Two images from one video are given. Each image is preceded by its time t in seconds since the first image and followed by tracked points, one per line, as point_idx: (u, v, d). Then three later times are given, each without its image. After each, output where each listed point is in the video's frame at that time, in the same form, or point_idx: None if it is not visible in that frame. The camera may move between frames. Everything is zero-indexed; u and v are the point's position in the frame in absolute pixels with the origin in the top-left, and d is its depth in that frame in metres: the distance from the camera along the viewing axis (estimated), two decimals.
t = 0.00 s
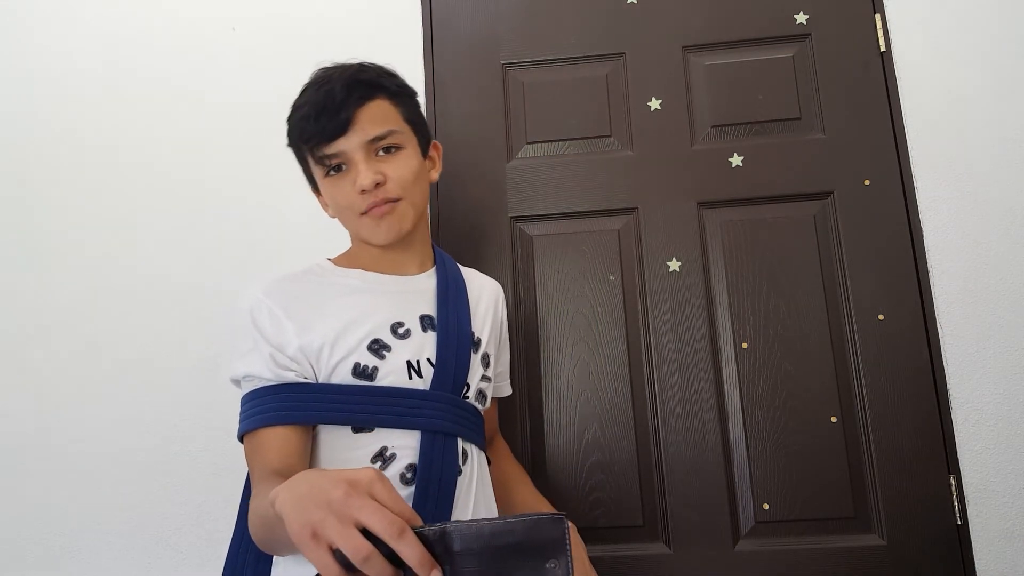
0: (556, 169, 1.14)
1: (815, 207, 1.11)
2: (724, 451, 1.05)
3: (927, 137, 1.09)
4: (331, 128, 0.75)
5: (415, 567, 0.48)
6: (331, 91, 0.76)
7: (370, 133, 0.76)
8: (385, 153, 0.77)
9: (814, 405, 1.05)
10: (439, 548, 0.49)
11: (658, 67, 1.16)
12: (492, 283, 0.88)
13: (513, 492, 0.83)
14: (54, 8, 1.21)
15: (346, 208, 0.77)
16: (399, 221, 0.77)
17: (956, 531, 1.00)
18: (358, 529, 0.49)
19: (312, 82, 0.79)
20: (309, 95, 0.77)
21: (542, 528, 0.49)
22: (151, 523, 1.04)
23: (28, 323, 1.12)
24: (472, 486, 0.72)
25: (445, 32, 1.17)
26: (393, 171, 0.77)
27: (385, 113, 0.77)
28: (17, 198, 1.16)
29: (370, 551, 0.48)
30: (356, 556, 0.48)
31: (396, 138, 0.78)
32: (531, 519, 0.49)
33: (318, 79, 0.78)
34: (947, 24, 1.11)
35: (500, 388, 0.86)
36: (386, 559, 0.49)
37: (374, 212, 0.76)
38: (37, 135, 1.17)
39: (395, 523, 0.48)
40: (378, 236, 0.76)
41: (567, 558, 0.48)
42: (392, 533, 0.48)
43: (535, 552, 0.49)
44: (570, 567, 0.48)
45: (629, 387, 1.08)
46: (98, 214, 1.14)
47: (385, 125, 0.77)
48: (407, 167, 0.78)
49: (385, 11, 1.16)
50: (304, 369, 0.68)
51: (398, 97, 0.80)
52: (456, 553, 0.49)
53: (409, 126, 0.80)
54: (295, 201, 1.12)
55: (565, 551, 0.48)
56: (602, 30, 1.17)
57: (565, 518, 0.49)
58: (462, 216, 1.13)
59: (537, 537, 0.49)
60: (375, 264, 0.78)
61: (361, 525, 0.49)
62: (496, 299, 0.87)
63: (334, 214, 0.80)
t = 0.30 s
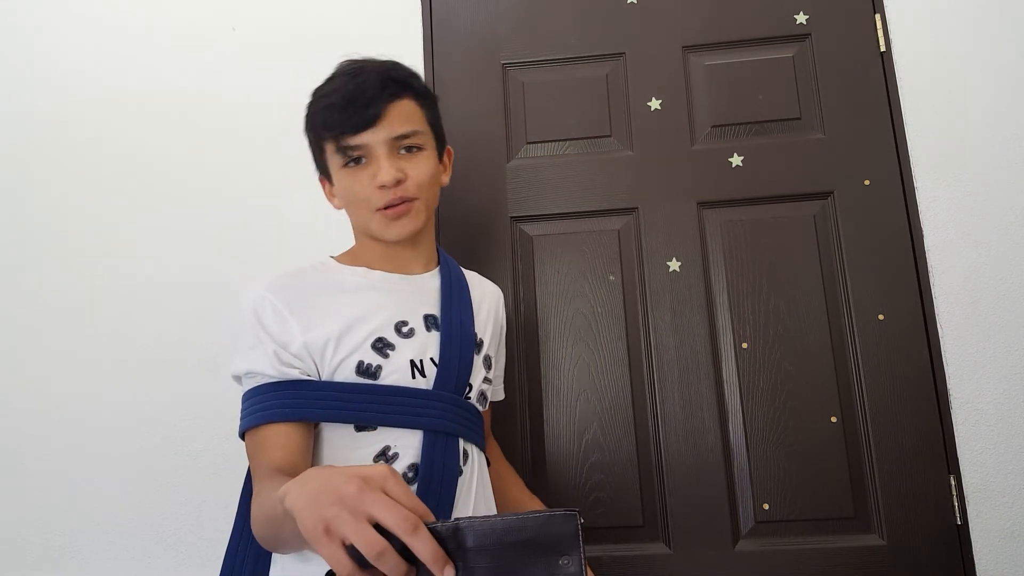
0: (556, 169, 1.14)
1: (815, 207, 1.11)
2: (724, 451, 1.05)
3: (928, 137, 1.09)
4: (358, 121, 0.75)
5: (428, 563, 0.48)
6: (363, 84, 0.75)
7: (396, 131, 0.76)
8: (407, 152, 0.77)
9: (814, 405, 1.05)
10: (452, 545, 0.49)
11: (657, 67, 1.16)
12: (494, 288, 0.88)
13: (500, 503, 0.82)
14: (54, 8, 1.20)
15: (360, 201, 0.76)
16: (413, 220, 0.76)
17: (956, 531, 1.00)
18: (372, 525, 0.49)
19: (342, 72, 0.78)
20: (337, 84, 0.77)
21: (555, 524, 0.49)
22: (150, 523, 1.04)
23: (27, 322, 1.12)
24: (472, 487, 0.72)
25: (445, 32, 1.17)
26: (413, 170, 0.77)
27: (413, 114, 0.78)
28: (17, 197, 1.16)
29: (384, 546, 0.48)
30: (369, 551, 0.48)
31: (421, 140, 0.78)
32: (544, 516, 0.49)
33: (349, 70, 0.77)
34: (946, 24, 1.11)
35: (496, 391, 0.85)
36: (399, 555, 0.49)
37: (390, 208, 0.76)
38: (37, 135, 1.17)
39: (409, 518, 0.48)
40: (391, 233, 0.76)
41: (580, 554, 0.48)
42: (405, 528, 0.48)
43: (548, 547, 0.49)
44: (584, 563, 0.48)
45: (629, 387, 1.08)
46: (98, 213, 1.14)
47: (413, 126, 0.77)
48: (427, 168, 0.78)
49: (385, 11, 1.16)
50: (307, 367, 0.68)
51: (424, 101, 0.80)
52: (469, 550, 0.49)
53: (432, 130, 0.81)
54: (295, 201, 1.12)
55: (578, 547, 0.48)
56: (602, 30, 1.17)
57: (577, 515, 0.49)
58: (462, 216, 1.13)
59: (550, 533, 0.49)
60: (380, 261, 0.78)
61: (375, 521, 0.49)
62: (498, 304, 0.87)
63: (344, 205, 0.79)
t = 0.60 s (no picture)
0: (556, 169, 1.14)
1: (815, 207, 1.11)
2: (724, 451, 1.05)
3: (928, 136, 1.09)
4: (401, 116, 0.73)
5: (430, 570, 0.48)
6: (412, 85, 0.74)
7: (434, 136, 0.75)
8: (436, 159, 0.77)
9: (815, 405, 1.05)
10: (455, 552, 0.49)
11: (657, 67, 1.16)
12: (490, 289, 0.88)
13: (500, 507, 0.82)
14: (54, 7, 1.20)
15: (381, 194, 0.74)
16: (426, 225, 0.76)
17: (957, 531, 1.00)
18: (374, 531, 0.49)
19: (388, 64, 0.76)
20: (384, 75, 0.75)
21: (558, 533, 0.49)
22: (150, 523, 1.04)
23: (27, 322, 1.12)
24: (470, 488, 0.72)
25: (445, 32, 1.17)
26: (438, 178, 0.76)
27: (448, 124, 0.78)
28: (17, 197, 1.16)
29: (386, 553, 0.48)
30: (372, 558, 0.48)
31: (448, 151, 0.78)
32: (547, 524, 0.49)
33: (396, 66, 0.76)
34: (947, 23, 1.11)
35: (491, 393, 0.85)
36: (402, 561, 0.49)
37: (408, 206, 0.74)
38: (37, 135, 1.17)
39: (411, 525, 0.49)
40: (403, 231, 0.75)
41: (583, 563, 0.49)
42: (408, 535, 0.48)
43: (551, 555, 0.49)
44: (587, 571, 0.49)
45: (629, 387, 1.08)
46: (98, 214, 1.14)
47: (447, 136, 0.77)
48: (449, 179, 0.78)
49: (385, 11, 1.16)
50: (304, 368, 0.68)
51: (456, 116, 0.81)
52: (472, 557, 0.49)
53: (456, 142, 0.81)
54: (295, 201, 1.12)
55: (582, 555, 0.48)
56: (602, 30, 1.17)
57: (581, 523, 0.50)
58: (462, 217, 1.13)
59: (553, 541, 0.49)
60: (383, 257, 0.77)
61: (377, 527, 0.49)
62: (494, 305, 0.87)
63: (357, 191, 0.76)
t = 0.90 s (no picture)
0: (556, 169, 1.14)
1: (815, 207, 1.11)
2: (724, 451, 1.05)
3: (928, 136, 1.09)
4: (385, 117, 0.72)
5: None
6: (394, 84, 0.73)
7: (422, 134, 0.74)
8: (428, 158, 0.75)
9: (815, 405, 1.05)
10: (463, 559, 0.49)
11: (658, 67, 1.16)
12: (491, 289, 0.88)
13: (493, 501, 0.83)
14: (54, 7, 1.20)
15: (376, 198, 0.74)
16: (424, 225, 0.75)
17: (956, 531, 1.00)
18: (384, 537, 0.49)
19: (370, 66, 0.76)
20: (366, 78, 0.74)
21: (566, 543, 0.49)
22: (150, 523, 1.04)
23: (27, 322, 1.12)
24: (470, 489, 0.72)
25: (445, 32, 1.17)
26: (432, 176, 0.75)
27: (437, 119, 0.76)
28: (17, 198, 1.16)
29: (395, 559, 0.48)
30: (380, 564, 0.48)
31: (441, 147, 0.77)
32: (556, 534, 0.49)
33: (377, 66, 0.75)
34: (947, 24, 1.11)
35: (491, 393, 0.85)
36: (411, 568, 0.49)
37: (404, 209, 0.74)
38: (37, 135, 1.17)
39: (421, 531, 0.48)
40: (401, 235, 0.75)
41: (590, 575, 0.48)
42: (418, 541, 0.48)
43: (560, 564, 0.49)
44: None
45: (629, 387, 1.08)
46: (98, 213, 1.14)
47: (436, 132, 0.76)
48: (444, 176, 0.77)
49: (385, 10, 1.16)
50: (308, 367, 0.68)
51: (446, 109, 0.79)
52: (479, 565, 0.49)
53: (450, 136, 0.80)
54: (295, 200, 1.12)
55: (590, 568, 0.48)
56: (602, 29, 1.17)
57: (590, 535, 0.49)
58: (462, 216, 1.13)
59: (561, 552, 0.49)
60: (386, 261, 0.77)
61: (387, 532, 0.49)
62: (496, 305, 0.87)
63: (354, 198, 0.76)
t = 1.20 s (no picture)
0: (556, 169, 1.14)
1: (815, 207, 1.11)
2: (724, 451, 1.05)
3: (928, 136, 1.09)
4: (383, 125, 0.71)
5: None
6: (392, 88, 0.71)
7: (420, 141, 0.72)
8: (428, 163, 0.74)
9: (815, 405, 1.05)
10: (487, 563, 0.51)
11: (657, 67, 1.16)
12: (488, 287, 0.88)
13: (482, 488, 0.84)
14: (54, 7, 1.20)
15: (375, 205, 0.73)
16: (424, 232, 0.75)
17: (956, 531, 1.00)
18: (408, 541, 0.50)
19: (366, 65, 0.73)
20: (363, 81, 0.71)
21: (588, 545, 0.52)
22: (150, 523, 1.04)
23: (27, 322, 1.12)
24: (470, 489, 0.72)
25: (445, 32, 1.17)
26: (432, 182, 0.74)
27: (437, 122, 0.74)
28: (16, 198, 1.16)
29: (422, 564, 0.49)
30: (407, 569, 0.49)
31: (442, 150, 0.75)
32: (578, 537, 0.52)
33: (374, 66, 0.72)
34: (947, 24, 1.11)
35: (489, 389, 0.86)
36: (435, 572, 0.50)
37: (404, 217, 0.73)
38: (36, 135, 1.17)
39: (447, 535, 0.50)
40: (401, 241, 0.74)
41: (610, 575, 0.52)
42: (445, 545, 0.49)
43: (580, 561, 0.52)
44: None
45: (629, 387, 1.08)
46: (98, 214, 1.14)
47: (436, 135, 0.74)
48: (444, 180, 0.76)
49: (385, 10, 1.16)
50: (311, 368, 0.67)
51: (445, 109, 0.77)
52: (503, 568, 0.51)
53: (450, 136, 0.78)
54: (295, 200, 1.12)
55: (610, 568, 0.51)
56: (602, 29, 1.17)
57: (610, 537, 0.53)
58: (462, 216, 1.13)
59: (582, 553, 0.52)
60: (387, 261, 0.77)
61: (412, 537, 0.50)
62: (491, 301, 0.87)
63: (354, 202, 0.75)
